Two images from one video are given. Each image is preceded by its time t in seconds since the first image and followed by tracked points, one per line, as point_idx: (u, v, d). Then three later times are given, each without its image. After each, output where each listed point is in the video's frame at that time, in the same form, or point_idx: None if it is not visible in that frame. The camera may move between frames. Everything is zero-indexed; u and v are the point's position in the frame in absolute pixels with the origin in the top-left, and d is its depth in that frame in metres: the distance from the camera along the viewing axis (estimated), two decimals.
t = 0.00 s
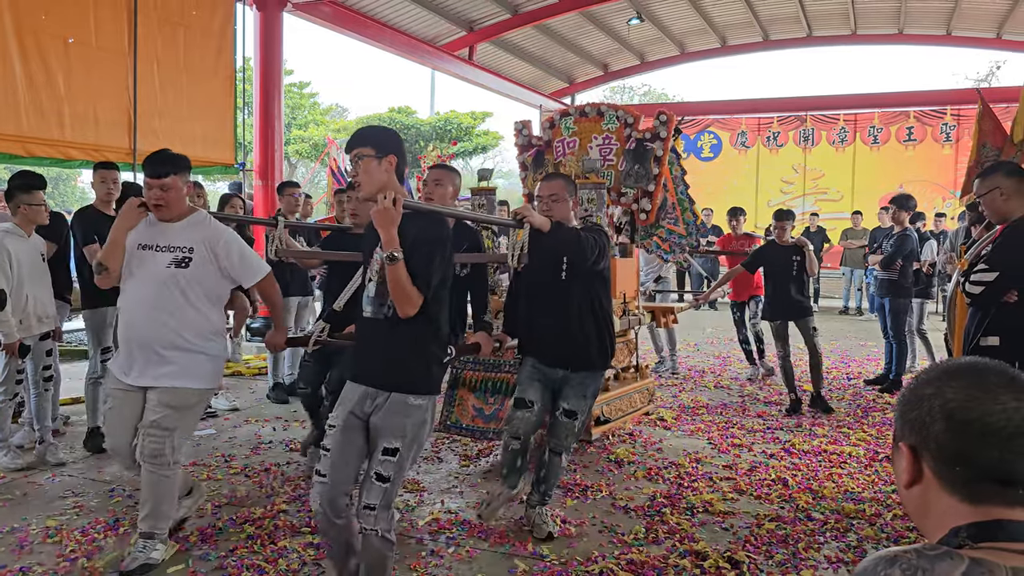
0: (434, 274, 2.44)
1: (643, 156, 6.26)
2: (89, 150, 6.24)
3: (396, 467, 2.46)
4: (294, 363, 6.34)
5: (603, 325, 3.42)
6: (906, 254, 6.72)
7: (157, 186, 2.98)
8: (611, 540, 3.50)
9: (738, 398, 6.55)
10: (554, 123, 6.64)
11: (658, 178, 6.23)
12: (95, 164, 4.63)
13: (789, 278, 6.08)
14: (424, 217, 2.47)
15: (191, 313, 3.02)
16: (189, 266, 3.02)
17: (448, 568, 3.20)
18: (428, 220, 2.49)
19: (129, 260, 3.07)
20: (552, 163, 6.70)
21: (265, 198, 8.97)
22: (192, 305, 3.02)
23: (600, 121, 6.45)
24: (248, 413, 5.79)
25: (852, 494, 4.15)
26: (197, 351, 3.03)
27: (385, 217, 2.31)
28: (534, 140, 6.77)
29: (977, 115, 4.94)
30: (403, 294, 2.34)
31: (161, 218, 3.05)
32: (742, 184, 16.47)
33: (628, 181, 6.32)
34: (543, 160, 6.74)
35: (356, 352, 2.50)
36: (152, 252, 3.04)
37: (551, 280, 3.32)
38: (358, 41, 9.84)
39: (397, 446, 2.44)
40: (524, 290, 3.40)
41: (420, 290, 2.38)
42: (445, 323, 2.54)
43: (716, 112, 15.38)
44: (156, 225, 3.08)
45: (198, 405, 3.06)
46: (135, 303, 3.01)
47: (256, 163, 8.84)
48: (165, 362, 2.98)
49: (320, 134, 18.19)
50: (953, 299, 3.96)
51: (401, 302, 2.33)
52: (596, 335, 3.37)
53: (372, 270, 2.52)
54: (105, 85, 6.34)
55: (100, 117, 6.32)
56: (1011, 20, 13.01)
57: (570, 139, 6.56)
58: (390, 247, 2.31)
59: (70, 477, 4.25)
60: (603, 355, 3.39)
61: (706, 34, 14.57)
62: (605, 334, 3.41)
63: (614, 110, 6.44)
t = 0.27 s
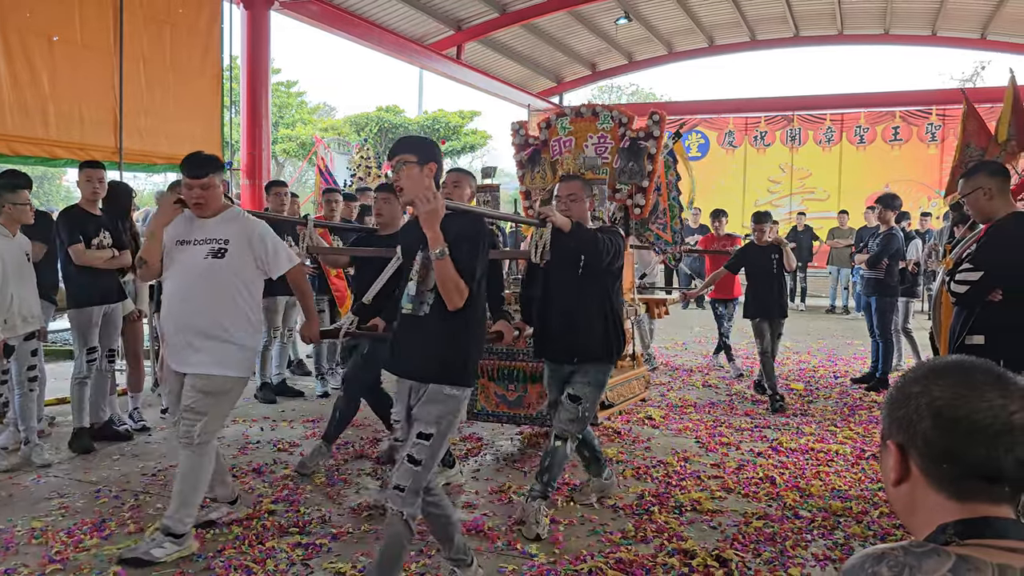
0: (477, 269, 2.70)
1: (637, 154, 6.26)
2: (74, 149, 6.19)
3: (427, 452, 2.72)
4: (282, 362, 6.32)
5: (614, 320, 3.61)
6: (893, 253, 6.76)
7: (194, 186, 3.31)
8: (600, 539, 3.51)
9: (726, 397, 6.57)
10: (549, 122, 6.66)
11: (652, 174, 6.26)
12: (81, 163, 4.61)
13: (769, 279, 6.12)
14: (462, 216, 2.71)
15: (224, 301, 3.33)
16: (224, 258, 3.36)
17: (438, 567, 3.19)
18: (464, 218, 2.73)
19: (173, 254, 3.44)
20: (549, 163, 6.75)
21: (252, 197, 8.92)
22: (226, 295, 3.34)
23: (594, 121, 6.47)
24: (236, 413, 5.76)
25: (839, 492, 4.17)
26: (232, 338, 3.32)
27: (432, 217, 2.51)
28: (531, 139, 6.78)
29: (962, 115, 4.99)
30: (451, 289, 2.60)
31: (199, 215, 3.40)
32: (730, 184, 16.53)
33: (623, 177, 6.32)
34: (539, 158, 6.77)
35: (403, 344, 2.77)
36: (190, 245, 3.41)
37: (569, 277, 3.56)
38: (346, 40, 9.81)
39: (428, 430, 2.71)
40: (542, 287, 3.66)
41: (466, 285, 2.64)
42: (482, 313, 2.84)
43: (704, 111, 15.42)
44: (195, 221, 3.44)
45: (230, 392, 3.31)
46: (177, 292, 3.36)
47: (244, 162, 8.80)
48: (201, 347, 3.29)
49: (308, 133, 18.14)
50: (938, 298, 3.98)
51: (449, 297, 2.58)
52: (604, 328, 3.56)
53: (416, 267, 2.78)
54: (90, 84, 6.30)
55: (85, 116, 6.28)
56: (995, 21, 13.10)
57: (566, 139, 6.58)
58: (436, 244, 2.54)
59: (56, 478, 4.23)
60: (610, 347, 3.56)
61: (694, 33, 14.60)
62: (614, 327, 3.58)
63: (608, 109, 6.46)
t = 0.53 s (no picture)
0: (517, 264, 2.78)
1: (628, 153, 6.31)
2: (59, 148, 6.14)
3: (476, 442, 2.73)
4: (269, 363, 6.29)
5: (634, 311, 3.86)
6: (878, 253, 6.80)
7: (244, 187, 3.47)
8: (586, 539, 3.51)
9: (714, 396, 6.60)
10: (540, 125, 6.58)
11: (641, 173, 6.33)
12: (66, 163, 4.57)
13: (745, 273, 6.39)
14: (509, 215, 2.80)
15: (273, 297, 3.48)
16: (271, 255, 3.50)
17: (425, 568, 3.19)
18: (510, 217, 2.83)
19: (219, 254, 3.57)
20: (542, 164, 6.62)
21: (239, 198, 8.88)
22: (276, 291, 3.49)
23: (584, 121, 6.44)
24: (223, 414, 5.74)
25: (825, 491, 4.19)
26: (282, 332, 3.49)
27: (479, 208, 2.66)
28: (523, 140, 6.67)
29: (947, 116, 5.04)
30: (484, 278, 2.70)
31: (245, 215, 3.55)
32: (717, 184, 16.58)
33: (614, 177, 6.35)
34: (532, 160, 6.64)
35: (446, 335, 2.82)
36: (236, 245, 3.54)
37: (593, 273, 3.79)
38: (333, 39, 9.79)
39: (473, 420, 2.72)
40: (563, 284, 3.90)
41: (502, 275, 2.72)
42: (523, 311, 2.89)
43: (691, 111, 15.47)
44: (241, 222, 3.58)
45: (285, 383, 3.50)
46: (226, 289, 3.49)
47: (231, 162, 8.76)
48: (256, 340, 3.44)
49: (295, 133, 18.09)
50: (923, 297, 4.00)
51: (483, 284, 2.68)
52: (628, 316, 3.81)
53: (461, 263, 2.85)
54: (75, 82, 6.26)
55: (70, 115, 6.24)
56: (979, 22, 13.20)
57: (557, 140, 6.51)
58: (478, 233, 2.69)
59: (41, 480, 4.20)
60: (635, 335, 3.82)
61: (681, 34, 14.64)
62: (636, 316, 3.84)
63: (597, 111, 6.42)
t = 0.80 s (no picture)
0: (572, 259, 2.95)
1: (620, 164, 6.31)
2: (45, 149, 6.10)
3: (559, 424, 3.01)
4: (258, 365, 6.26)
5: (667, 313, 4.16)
6: (866, 254, 6.83)
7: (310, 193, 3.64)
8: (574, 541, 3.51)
9: (703, 397, 6.61)
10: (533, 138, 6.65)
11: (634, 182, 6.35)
12: (52, 163, 4.54)
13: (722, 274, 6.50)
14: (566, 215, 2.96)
15: (334, 298, 3.68)
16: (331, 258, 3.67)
17: (415, 571, 3.18)
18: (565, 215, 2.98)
19: (280, 254, 3.73)
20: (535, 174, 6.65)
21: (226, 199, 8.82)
22: (336, 292, 3.69)
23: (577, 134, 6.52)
24: (211, 416, 5.71)
25: (814, 491, 4.20)
26: (342, 330, 3.70)
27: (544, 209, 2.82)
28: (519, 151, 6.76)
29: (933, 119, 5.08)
30: (541, 269, 2.86)
31: (307, 219, 3.72)
32: (705, 185, 16.63)
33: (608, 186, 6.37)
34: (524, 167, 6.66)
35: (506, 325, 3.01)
36: (297, 247, 3.70)
37: (626, 279, 4.07)
38: (321, 40, 9.76)
39: (555, 407, 2.98)
40: (594, 288, 4.15)
41: (558, 269, 2.88)
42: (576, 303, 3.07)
43: (680, 113, 15.50)
44: (301, 225, 3.74)
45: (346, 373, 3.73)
46: (289, 289, 3.67)
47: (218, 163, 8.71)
48: (318, 339, 3.64)
49: (283, 133, 18.04)
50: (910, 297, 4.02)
51: (539, 276, 2.85)
52: (661, 318, 4.10)
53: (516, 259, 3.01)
54: (62, 82, 6.21)
55: (56, 115, 6.19)
56: (964, 26, 13.29)
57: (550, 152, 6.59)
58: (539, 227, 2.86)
59: (26, 483, 4.17)
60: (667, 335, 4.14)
61: (670, 36, 14.68)
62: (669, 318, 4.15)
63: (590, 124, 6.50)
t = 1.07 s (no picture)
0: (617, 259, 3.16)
1: (621, 157, 6.77)
2: (38, 148, 6.07)
3: (585, 409, 3.14)
4: (252, 366, 6.24)
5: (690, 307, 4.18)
6: (858, 255, 6.85)
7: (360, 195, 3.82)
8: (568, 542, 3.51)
9: (697, 398, 6.62)
10: (537, 131, 7.08)
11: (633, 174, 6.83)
12: (46, 163, 4.52)
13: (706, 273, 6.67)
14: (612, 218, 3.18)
15: (378, 294, 3.86)
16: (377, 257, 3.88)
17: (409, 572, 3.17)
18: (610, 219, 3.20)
19: (327, 253, 3.92)
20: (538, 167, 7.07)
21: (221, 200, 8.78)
22: (379, 289, 3.87)
23: (579, 128, 7.00)
24: (204, 417, 5.69)
25: (808, 492, 4.20)
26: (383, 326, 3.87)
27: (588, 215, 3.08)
28: (521, 146, 7.18)
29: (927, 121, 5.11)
30: (588, 269, 3.07)
31: (354, 220, 3.91)
32: (699, 186, 16.66)
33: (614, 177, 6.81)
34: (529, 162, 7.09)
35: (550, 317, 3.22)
36: (343, 247, 3.90)
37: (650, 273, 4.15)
38: (315, 40, 9.74)
39: (585, 389, 3.14)
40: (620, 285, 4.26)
41: (604, 268, 3.10)
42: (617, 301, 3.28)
43: (674, 114, 15.52)
44: (348, 225, 3.94)
45: (377, 368, 3.84)
46: (335, 284, 3.85)
47: (212, 163, 8.68)
48: (359, 331, 3.81)
49: (277, 134, 18.00)
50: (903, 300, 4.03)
51: (586, 274, 3.06)
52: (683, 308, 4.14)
53: (563, 259, 3.22)
54: (55, 81, 6.19)
55: (49, 115, 6.16)
56: (957, 28, 13.34)
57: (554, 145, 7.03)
58: (585, 230, 3.08)
59: (18, 485, 4.14)
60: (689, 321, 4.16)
61: (664, 37, 14.69)
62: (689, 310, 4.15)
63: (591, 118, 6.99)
